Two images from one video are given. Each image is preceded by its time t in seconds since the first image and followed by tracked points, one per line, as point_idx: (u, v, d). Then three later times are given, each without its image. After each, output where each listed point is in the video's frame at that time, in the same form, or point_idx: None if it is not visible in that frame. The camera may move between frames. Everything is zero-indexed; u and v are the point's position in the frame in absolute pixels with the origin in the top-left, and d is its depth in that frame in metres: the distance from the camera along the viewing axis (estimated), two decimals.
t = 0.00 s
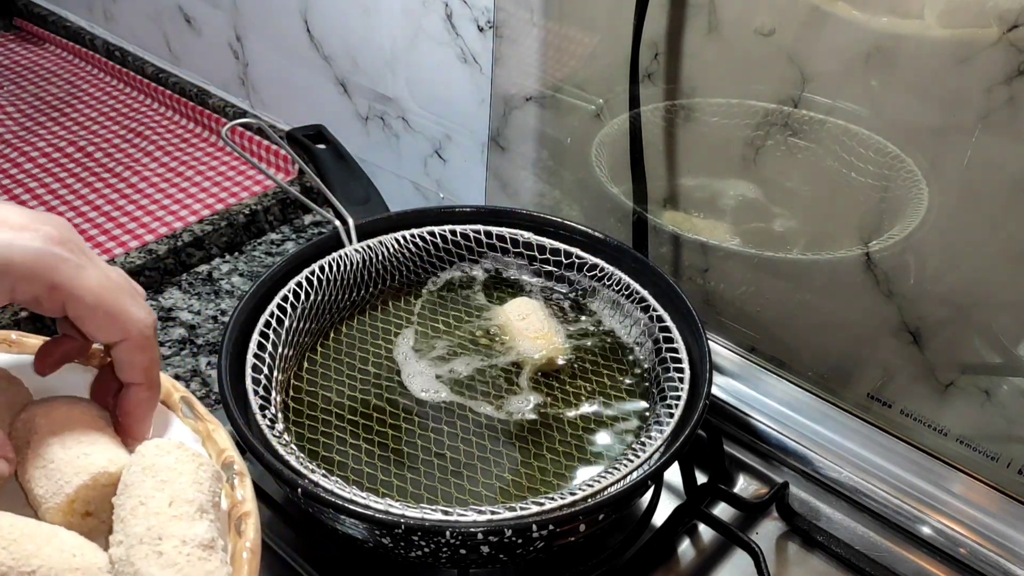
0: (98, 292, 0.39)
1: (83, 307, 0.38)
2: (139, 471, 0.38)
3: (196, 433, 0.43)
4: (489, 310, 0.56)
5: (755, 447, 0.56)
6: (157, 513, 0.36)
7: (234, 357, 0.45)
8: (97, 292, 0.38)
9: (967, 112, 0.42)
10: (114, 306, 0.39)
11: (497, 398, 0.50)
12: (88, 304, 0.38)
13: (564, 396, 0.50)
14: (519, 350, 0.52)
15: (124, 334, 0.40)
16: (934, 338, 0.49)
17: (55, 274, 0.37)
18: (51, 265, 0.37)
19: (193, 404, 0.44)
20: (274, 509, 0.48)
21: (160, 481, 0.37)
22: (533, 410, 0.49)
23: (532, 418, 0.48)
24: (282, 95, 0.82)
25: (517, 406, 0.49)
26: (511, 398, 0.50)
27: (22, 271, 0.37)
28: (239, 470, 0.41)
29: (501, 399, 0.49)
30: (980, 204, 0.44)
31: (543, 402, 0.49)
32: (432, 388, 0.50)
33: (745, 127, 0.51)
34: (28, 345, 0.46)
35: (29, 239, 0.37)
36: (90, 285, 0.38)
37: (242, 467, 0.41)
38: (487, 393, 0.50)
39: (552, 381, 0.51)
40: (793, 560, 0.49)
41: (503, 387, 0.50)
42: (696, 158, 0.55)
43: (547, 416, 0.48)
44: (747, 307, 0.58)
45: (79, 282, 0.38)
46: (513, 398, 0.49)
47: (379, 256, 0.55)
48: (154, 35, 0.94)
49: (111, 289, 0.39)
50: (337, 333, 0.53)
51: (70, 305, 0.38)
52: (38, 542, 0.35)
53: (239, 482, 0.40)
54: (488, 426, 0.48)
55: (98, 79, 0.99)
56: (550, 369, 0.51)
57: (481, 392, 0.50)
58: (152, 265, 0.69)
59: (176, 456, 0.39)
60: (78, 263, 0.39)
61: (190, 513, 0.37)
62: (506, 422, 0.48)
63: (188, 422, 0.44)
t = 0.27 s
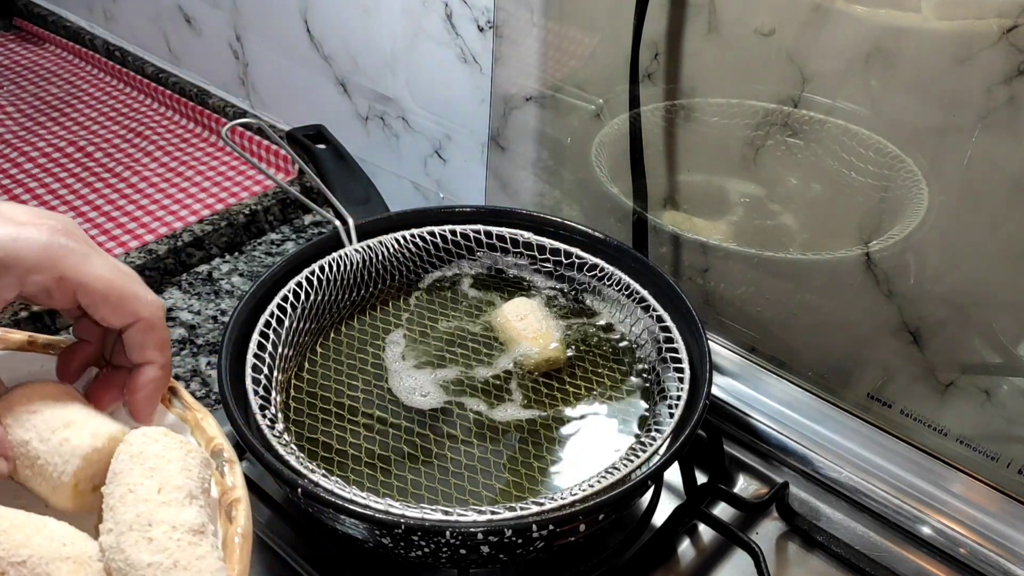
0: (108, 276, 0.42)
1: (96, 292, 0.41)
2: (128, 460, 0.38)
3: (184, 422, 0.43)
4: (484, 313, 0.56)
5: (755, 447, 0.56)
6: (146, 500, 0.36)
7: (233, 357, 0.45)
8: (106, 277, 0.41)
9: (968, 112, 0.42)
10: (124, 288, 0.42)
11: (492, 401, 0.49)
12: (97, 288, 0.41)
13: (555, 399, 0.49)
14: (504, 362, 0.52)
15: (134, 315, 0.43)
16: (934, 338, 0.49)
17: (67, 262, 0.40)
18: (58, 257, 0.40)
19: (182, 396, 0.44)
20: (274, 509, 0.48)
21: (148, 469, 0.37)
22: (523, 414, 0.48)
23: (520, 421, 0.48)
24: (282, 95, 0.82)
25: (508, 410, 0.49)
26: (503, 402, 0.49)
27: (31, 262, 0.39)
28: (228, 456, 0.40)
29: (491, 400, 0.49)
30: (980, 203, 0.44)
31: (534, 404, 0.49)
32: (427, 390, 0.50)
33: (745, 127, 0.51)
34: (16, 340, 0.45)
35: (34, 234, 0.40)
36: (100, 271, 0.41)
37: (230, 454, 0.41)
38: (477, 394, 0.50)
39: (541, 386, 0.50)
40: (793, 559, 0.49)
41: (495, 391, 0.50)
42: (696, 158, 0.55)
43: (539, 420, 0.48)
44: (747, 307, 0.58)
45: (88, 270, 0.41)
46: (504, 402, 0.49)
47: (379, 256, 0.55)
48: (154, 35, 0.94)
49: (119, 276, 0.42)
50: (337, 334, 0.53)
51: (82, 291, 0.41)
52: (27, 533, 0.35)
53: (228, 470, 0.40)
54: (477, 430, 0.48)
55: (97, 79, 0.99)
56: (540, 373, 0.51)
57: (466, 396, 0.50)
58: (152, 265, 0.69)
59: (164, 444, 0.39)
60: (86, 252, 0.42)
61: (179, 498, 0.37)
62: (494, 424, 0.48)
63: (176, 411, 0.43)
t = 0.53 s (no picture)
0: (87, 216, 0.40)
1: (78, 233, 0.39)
2: (144, 462, 0.37)
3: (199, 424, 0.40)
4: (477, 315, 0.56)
5: (755, 447, 0.56)
6: (163, 503, 0.35)
7: (233, 357, 0.45)
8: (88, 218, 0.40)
9: (967, 112, 0.42)
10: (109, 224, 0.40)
11: (489, 403, 0.49)
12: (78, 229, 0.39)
13: (549, 403, 0.49)
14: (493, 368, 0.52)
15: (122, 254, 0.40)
16: (934, 338, 0.49)
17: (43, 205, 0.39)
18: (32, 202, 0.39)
19: (196, 397, 0.41)
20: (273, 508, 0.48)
21: (165, 471, 0.36)
22: (516, 418, 0.48)
23: (509, 428, 0.48)
24: (282, 96, 0.82)
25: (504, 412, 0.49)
26: (496, 404, 0.49)
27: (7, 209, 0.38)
28: (243, 460, 0.39)
29: (485, 402, 0.49)
30: (980, 203, 0.44)
31: (530, 406, 0.49)
32: (423, 392, 0.50)
33: (745, 127, 0.51)
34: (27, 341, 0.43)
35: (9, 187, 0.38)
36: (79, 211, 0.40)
37: (246, 457, 0.39)
38: (471, 395, 0.50)
39: (534, 389, 0.50)
40: (793, 559, 0.49)
41: (491, 393, 0.50)
42: (696, 158, 0.55)
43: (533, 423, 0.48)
44: (747, 307, 0.58)
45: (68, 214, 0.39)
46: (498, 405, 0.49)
47: (379, 256, 0.55)
48: (154, 35, 0.94)
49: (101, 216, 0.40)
50: (337, 333, 0.53)
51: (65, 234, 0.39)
52: (44, 534, 0.34)
53: (244, 473, 0.38)
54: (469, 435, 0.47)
55: (97, 79, 0.99)
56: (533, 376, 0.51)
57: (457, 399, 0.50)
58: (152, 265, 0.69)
59: (181, 446, 0.37)
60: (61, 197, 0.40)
61: (197, 501, 0.35)
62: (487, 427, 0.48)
63: (191, 414, 0.41)
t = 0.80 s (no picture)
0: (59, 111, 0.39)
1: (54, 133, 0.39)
2: (162, 482, 0.38)
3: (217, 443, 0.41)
4: (474, 318, 0.56)
5: (755, 447, 0.56)
6: (180, 525, 0.36)
7: (233, 357, 0.45)
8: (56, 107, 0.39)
9: (968, 111, 0.42)
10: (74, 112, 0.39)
11: (484, 404, 0.49)
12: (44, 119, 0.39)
13: (545, 406, 0.49)
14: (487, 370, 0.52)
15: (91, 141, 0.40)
16: (934, 338, 0.49)
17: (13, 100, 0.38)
18: None
19: (214, 414, 0.41)
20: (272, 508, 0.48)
21: (183, 492, 0.37)
22: (508, 421, 0.48)
23: (499, 432, 0.47)
24: (282, 95, 0.82)
25: (496, 414, 0.48)
26: (489, 405, 0.49)
27: None
28: (260, 479, 0.39)
29: (477, 403, 0.49)
30: (980, 203, 0.44)
31: (525, 407, 0.49)
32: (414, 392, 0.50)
33: (745, 127, 0.51)
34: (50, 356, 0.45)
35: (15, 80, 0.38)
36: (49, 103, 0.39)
37: (263, 476, 0.39)
38: (465, 395, 0.50)
39: (529, 390, 0.50)
40: (793, 559, 0.49)
41: (485, 395, 0.50)
42: (696, 158, 0.55)
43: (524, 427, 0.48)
44: (747, 307, 0.58)
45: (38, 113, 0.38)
46: (488, 406, 0.49)
47: (379, 256, 0.55)
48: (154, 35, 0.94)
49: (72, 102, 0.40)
50: (338, 333, 0.53)
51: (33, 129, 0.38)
52: (60, 554, 0.35)
53: (261, 493, 0.38)
54: (458, 436, 0.47)
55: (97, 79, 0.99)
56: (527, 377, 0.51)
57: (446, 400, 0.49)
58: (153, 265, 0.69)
59: (198, 467, 0.38)
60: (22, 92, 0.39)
61: (213, 523, 0.36)
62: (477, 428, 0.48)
63: (210, 432, 0.41)
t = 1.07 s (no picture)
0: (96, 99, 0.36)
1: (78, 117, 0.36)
2: (157, 482, 0.37)
3: (214, 439, 0.40)
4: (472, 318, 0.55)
5: (755, 447, 0.56)
6: (175, 526, 0.35)
7: (233, 357, 0.45)
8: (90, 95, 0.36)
9: (967, 112, 0.42)
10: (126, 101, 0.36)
11: (481, 404, 0.49)
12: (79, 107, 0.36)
13: (540, 408, 0.49)
14: (484, 370, 0.52)
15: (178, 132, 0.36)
16: (934, 338, 0.49)
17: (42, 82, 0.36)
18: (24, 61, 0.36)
19: (213, 410, 0.42)
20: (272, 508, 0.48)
21: (177, 493, 0.36)
22: (503, 422, 0.48)
23: (493, 431, 0.47)
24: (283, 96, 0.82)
25: (491, 413, 0.48)
26: (485, 404, 0.49)
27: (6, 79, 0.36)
28: (259, 479, 0.38)
29: (471, 402, 0.49)
30: (980, 203, 0.44)
31: (522, 408, 0.49)
32: (407, 391, 0.50)
33: (745, 126, 0.51)
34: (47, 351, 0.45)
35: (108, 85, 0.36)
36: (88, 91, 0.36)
37: (261, 475, 0.38)
38: (461, 394, 0.50)
39: (525, 391, 0.50)
40: (793, 559, 0.49)
41: (482, 396, 0.50)
42: (696, 158, 0.55)
43: (518, 427, 0.48)
44: (747, 307, 0.58)
45: (71, 91, 0.36)
46: (484, 406, 0.49)
47: (379, 256, 0.55)
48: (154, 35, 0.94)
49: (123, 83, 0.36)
50: (338, 334, 0.53)
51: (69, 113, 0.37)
52: (52, 557, 0.35)
53: (259, 493, 0.38)
54: (451, 435, 0.47)
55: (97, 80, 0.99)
56: (523, 377, 0.51)
57: (440, 399, 0.49)
58: (152, 265, 0.69)
59: (194, 466, 0.37)
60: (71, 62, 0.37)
61: (209, 526, 0.35)
62: (470, 427, 0.48)
63: (207, 429, 0.41)
